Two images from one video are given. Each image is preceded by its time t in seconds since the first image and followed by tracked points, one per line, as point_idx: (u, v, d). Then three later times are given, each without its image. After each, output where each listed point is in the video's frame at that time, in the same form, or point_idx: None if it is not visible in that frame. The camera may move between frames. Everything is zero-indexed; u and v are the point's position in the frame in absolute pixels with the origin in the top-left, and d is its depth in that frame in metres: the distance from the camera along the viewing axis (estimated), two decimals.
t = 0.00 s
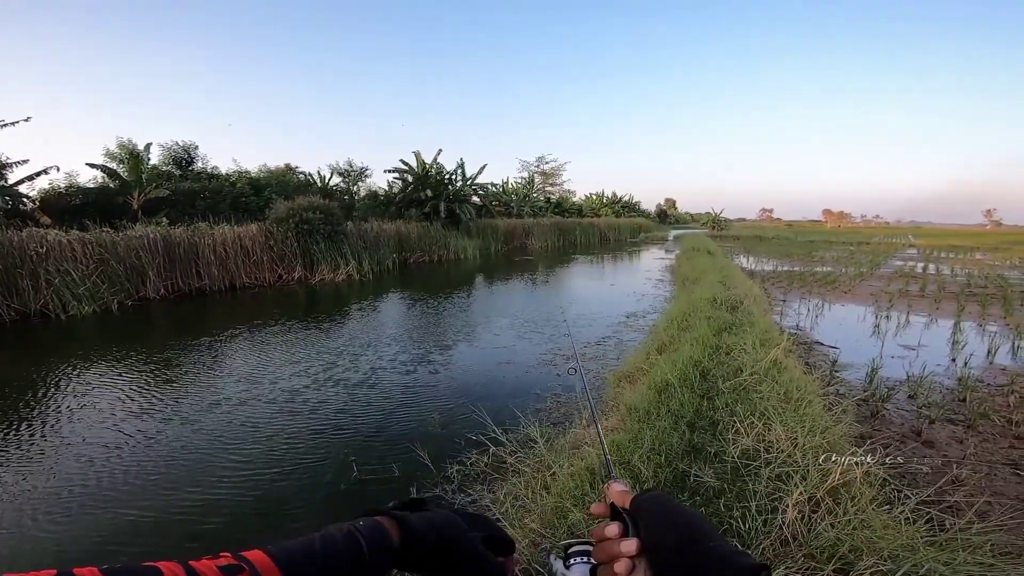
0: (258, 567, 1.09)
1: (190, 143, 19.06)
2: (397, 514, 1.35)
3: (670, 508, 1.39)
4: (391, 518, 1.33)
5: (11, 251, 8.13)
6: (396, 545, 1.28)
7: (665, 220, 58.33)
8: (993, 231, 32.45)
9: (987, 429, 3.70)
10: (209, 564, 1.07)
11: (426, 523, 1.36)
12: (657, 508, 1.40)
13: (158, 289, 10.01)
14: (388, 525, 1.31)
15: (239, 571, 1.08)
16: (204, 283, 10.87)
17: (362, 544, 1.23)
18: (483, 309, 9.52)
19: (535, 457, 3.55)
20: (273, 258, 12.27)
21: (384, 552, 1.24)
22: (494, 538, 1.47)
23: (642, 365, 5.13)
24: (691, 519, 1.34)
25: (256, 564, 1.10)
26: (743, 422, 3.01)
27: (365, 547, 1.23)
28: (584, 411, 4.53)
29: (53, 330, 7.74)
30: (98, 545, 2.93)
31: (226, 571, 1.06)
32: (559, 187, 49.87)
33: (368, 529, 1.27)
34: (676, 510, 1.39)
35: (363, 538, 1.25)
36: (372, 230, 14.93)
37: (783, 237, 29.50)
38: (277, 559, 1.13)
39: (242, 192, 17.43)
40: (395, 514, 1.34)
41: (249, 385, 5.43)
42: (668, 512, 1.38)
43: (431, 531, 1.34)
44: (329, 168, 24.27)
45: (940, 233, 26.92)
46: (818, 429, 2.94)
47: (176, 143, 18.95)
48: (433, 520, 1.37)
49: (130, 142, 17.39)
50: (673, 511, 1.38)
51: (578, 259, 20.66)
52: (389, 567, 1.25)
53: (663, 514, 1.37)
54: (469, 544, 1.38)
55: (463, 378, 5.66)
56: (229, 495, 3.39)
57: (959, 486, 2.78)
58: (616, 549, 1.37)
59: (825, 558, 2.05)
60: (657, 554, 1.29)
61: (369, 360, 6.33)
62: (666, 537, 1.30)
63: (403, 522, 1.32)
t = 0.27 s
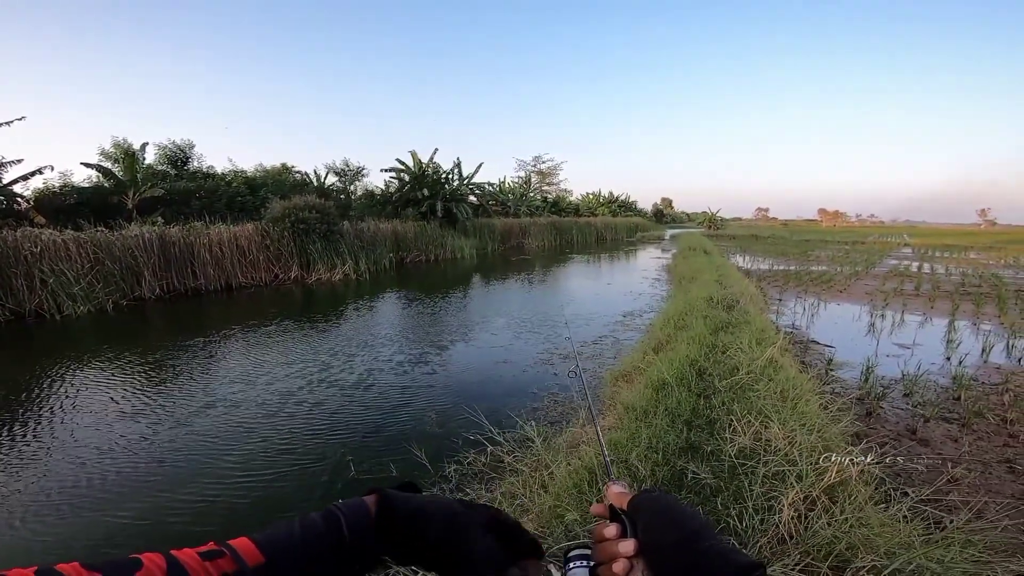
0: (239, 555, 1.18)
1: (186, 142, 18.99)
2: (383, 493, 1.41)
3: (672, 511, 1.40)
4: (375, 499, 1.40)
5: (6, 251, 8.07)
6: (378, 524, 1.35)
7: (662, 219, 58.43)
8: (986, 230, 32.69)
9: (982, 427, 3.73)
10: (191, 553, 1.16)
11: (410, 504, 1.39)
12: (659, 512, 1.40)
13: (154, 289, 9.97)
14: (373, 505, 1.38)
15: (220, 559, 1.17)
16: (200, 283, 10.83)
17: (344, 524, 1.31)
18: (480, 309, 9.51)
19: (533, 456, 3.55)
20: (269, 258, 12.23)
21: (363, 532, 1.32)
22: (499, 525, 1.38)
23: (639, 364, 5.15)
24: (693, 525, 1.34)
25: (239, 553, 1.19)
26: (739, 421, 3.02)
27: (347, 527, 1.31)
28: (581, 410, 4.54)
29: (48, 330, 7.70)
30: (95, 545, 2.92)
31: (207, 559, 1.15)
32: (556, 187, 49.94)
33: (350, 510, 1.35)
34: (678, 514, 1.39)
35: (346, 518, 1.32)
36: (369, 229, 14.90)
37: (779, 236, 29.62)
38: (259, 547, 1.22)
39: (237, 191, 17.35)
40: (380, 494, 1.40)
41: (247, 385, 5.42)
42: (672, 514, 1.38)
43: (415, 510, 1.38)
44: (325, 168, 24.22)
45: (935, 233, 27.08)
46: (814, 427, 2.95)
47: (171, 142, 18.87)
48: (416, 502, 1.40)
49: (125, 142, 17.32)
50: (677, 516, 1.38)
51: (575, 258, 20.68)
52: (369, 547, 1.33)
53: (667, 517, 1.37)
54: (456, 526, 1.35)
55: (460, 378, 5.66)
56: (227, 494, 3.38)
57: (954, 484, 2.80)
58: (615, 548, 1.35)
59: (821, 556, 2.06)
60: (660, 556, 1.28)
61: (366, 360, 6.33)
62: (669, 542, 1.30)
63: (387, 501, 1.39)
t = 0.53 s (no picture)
0: (256, 558, 0.99)
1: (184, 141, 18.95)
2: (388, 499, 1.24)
3: (663, 510, 1.40)
4: (383, 503, 1.22)
5: (3, 250, 8.05)
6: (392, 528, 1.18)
7: (661, 218, 58.50)
8: (983, 230, 32.82)
9: (979, 427, 3.74)
10: (203, 555, 0.97)
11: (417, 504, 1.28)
12: (651, 511, 1.40)
13: (152, 288, 9.95)
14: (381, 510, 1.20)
15: (233, 563, 0.97)
16: (198, 281, 10.81)
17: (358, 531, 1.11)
18: (478, 308, 9.51)
19: (531, 456, 3.55)
20: (267, 257, 12.21)
21: (381, 537, 1.14)
22: (496, 507, 1.50)
23: (637, 363, 5.16)
24: (683, 523, 1.35)
25: (253, 556, 0.99)
26: (738, 420, 3.03)
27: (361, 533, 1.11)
28: (580, 409, 4.54)
29: (46, 329, 7.68)
30: (92, 545, 2.91)
31: (223, 562, 0.96)
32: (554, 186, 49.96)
33: (360, 513, 1.16)
34: (670, 513, 1.39)
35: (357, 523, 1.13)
36: (367, 228, 14.89)
37: (777, 235, 29.66)
38: (272, 552, 1.02)
39: (236, 190, 17.33)
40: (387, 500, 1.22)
41: (246, 385, 5.41)
42: (662, 513, 1.38)
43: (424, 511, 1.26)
44: (323, 167, 24.20)
45: (933, 233, 27.15)
46: (812, 426, 2.96)
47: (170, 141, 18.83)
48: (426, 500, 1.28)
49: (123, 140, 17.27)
50: (668, 514, 1.38)
51: (574, 257, 20.70)
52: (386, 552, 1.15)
53: (657, 516, 1.37)
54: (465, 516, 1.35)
55: (459, 377, 5.66)
56: (225, 494, 3.38)
57: (951, 484, 2.82)
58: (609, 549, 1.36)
59: (819, 556, 2.06)
60: (650, 555, 1.28)
61: (365, 359, 6.33)
62: (660, 540, 1.30)
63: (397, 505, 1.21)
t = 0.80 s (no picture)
0: (250, 559, 1.11)
1: (183, 140, 18.92)
2: (392, 500, 1.36)
3: (669, 497, 1.42)
4: (386, 505, 1.34)
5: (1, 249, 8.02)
6: (388, 529, 1.29)
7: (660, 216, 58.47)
8: (981, 230, 32.92)
9: (977, 426, 3.75)
10: (200, 553, 1.09)
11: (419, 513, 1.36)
12: (657, 499, 1.42)
13: (150, 287, 9.94)
14: (382, 511, 1.32)
15: (228, 562, 1.09)
16: (196, 280, 10.80)
17: (354, 529, 1.25)
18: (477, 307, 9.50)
19: (529, 454, 3.57)
20: (265, 256, 12.19)
21: (374, 536, 1.26)
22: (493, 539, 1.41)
23: (636, 362, 5.17)
24: (688, 509, 1.36)
25: (250, 556, 1.12)
26: (736, 419, 3.03)
27: (357, 531, 1.25)
28: (578, 408, 4.55)
29: (44, 328, 7.66)
30: (92, 544, 2.92)
31: (217, 561, 1.08)
32: (553, 185, 49.97)
33: (361, 513, 1.29)
34: (674, 500, 1.41)
35: (355, 522, 1.26)
36: (366, 227, 14.87)
37: (776, 235, 29.67)
38: (269, 551, 1.15)
39: (234, 189, 17.28)
40: (390, 501, 1.34)
41: (245, 384, 5.40)
42: (668, 501, 1.40)
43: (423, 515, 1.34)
44: (322, 166, 24.19)
45: (931, 233, 27.18)
46: (810, 425, 2.96)
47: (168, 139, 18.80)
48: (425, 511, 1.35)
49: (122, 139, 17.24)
50: (674, 501, 1.40)
51: (572, 257, 20.69)
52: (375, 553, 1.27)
53: (662, 504, 1.38)
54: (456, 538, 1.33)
55: (457, 375, 5.67)
56: (225, 492, 3.39)
57: (949, 483, 2.82)
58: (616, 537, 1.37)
59: (817, 555, 2.07)
60: (656, 540, 1.30)
61: (363, 358, 6.32)
62: (666, 525, 1.31)
63: (397, 507, 1.33)
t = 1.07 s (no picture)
0: (246, 548, 0.94)
1: (183, 139, 18.93)
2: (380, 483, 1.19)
3: (663, 506, 1.41)
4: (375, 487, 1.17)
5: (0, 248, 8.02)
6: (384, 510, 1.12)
7: (659, 215, 58.47)
8: (981, 229, 32.98)
9: (976, 425, 3.75)
10: (196, 546, 0.95)
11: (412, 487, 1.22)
12: (651, 508, 1.41)
13: (150, 286, 9.94)
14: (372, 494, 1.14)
15: (223, 551, 0.95)
16: (196, 279, 10.80)
17: (346, 514, 1.06)
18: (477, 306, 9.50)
19: (528, 454, 3.57)
20: (265, 254, 12.18)
21: (370, 525, 1.07)
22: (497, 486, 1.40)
23: (635, 361, 5.17)
24: (681, 518, 1.35)
25: (243, 545, 0.96)
26: (736, 418, 3.03)
27: (351, 516, 1.06)
28: (578, 408, 4.55)
29: (44, 327, 7.66)
30: (92, 543, 2.92)
31: (212, 550, 0.94)
32: (553, 184, 50.01)
33: (350, 499, 1.10)
34: (669, 509, 1.40)
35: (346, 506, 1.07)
36: (366, 226, 14.86)
37: (776, 234, 29.67)
38: (263, 540, 0.98)
39: (234, 187, 17.27)
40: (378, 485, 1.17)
41: (244, 383, 5.40)
42: (662, 511, 1.39)
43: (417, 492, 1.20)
44: (322, 165, 24.21)
45: (931, 232, 27.19)
46: (810, 424, 2.96)
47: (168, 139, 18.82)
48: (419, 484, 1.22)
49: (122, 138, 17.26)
50: (668, 511, 1.39)
51: (573, 256, 20.70)
52: (375, 540, 1.09)
53: (656, 513, 1.37)
54: (461, 496, 1.28)
55: (457, 374, 5.67)
56: (224, 492, 3.39)
57: (948, 482, 2.83)
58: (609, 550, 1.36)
59: (815, 555, 2.07)
60: (649, 552, 1.29)
61: (363, 357, 6.32)
62: (659, 536, 1.30)
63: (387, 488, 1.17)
